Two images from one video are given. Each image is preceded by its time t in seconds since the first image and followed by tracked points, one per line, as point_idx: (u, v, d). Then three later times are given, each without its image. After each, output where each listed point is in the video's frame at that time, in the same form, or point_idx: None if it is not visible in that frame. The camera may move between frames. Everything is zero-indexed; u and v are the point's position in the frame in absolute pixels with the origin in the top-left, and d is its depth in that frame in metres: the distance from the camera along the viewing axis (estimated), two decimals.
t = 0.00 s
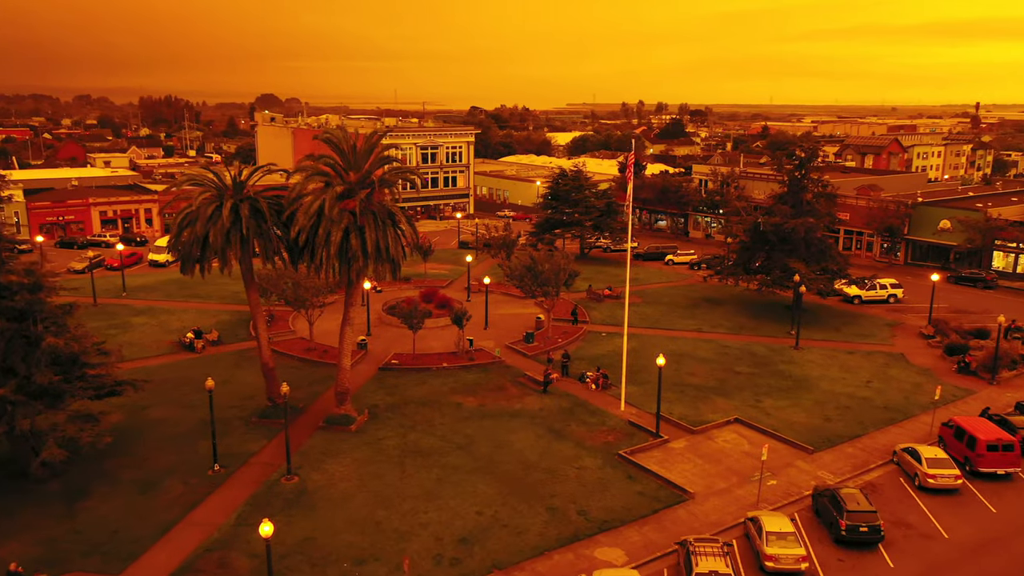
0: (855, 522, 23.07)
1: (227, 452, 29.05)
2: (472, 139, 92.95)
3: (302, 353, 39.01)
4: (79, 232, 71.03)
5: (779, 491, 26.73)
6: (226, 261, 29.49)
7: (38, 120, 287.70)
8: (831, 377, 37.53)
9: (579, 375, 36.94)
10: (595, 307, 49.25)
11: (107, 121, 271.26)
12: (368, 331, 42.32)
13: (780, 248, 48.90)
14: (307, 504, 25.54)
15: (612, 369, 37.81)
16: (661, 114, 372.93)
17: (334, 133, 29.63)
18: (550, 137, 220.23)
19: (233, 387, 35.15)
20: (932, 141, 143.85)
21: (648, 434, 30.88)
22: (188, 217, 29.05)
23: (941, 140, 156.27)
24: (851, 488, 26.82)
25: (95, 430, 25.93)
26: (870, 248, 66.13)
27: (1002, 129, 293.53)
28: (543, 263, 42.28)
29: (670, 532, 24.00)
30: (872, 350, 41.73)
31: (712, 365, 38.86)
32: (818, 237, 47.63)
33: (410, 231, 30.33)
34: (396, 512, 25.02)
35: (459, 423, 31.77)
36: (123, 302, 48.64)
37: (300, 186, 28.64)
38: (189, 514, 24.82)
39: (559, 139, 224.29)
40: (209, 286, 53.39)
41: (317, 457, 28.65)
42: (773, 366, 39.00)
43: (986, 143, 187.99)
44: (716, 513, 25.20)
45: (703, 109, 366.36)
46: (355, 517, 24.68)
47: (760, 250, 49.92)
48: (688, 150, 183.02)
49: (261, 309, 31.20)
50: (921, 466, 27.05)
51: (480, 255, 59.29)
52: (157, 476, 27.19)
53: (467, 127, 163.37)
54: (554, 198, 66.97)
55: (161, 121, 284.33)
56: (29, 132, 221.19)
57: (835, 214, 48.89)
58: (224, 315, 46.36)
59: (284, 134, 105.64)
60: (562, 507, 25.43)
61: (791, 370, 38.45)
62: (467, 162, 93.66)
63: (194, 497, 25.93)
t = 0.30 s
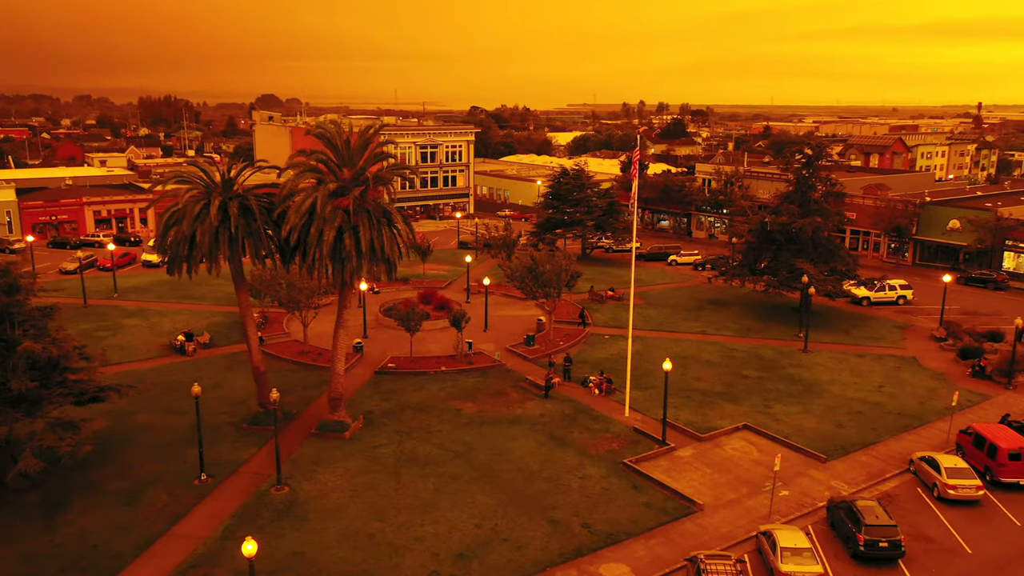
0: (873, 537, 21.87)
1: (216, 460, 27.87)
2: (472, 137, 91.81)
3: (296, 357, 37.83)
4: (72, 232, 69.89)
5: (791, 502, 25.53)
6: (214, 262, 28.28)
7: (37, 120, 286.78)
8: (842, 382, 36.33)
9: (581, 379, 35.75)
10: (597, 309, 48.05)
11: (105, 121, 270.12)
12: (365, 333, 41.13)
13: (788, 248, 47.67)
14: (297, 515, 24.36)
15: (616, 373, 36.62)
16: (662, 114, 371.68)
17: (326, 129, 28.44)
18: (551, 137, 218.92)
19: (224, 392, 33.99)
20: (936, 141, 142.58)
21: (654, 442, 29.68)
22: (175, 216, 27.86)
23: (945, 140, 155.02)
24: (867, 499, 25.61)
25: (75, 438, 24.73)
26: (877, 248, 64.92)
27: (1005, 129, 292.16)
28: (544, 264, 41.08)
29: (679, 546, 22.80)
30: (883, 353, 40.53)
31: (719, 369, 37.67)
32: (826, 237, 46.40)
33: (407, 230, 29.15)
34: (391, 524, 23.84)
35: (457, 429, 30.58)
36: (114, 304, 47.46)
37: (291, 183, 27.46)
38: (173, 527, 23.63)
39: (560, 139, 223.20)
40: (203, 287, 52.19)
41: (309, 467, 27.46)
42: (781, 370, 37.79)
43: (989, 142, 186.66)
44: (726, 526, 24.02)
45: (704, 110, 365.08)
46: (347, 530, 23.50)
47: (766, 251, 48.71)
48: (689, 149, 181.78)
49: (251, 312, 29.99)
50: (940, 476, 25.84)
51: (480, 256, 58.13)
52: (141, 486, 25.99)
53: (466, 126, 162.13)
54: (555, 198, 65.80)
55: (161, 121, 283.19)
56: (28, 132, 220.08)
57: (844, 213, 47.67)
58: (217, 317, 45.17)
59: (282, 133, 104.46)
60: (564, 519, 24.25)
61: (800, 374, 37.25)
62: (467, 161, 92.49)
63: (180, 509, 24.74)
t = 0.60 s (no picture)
0: (894, 554, 20.67)
1: (203, 470, 26.67)
2: (472, 136, 90.66)
3: (290, 361, 36.64)
4: (65, 232, 68.80)
5: (805, 515, 24.33)
6: (201, 262, 27.04)
7: (36, 120, 285.71)
8: (853, 387, 35.13)
9: (584, 384, 34.56)
10: (600, 311, 46.86)
11: (105, 121, 269.17)
12: (361, 336, 39.97)
13: (796, 249, 46.45)
14: (286, 529, 23.16)
15: (620, 377, 35.44)
16: (663, 114, 370.37)
17: (318, 124, 27.26)
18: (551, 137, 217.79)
19: (214, 398, 32.82)
20: (940, 140, 141.26)
21: (660, 450, 28.49)
22: (160, 214, 26.64)
23: (950, 139, 153.73)
24: (885, 512, 24.42)
25: (54, 446, 23.53)
26: (885, 248, 63.72)
27: (1008, 129, 290.71)
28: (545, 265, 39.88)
29: (688, 563, 21.59)
30: (895, 356, 39.33)
31: (726, 373, 36.48)
32: (835, 237, 45.15)
33: (403, 229, 27.95)
34: (385, 539, 22.65)
35: (456, 437, 29.40)
36: (104, 305, 46.28)
37: (282, 180, 26.24)
38: (156, 541, 22.43)
39: (561, 139, 222.09)
40: (196, 289, 51.01)
41: (300, 477, 26.29)
42: (791, 374, 36.60)
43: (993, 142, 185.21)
44: (738, 540, 22.81)
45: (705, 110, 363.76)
46: (339, 545, 22.31)
47: (773, 251, 47.50)
48: (691, 149, 180.44)
49: (241, 315, 28.74)
50: (961, 487, 24.62)
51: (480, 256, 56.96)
52: (124, 497, 24.80)
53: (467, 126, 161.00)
54: (556, 197, 64.64)
55: (161, 121, 282.25)
56: (26, 132, 219.15)
57: (853, 213, 46.43)
58: (209, 319, 43.99)
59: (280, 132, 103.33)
60: (567, 533, 23.05)
61: (810, 378, 36.05)
62: (467, 160, 91.34)
63: (164, 522, 23.55)
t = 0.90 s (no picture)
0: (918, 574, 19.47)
1: (189, 481, 25.47)
2: (472, 135, 89.49)
3: (283, 366, 35.48)
4: (58, 232, 67.67)
5: (821, 530, 23.12)
6: (187, 263, 25.82)
7: (35, 120, 284.81)
8: (866, 393, 33.93)
9: (587, 390, 33.38)
10: (603, 313, 45.67)
11: (104, 120, 268.17)
12: (357, 340, 38.79)
13: (804, 249, 45.21)
14: (274, 545, 21.95)
15: (624, 382, 34.23)
16: (664, 114, 369.15)
17: (310, 119, 25.99)
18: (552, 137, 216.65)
19: (203, 404, 31.62)
20: (945, 140, 139.92)
21: (667, 460, 27.26)
22: (144, 213, 25.40)
23: (955, 139, 152.34)
24: (904, 527, 23.19)
25: (30, 458, 22.29)
26: (892, 249, 62.53)
27: (1011, 130, 289.32)
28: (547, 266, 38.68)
29: None
30: (908, 361, 38.12)
31: (734, 378, 35.28)
32: (845, 237, 43.92)
33: (398, 229, 26.75)
34: (378, 555, 21.44)
35: (454, 445, 28.19)
36: (94, 308, 45.12)
37: (272, 178, 25.02)
38: (135, 558, 21.22)
39: (562, 139, 221.10)
40: (190, 290, 49.84)
41: (290, 489, 25.09)
42: (800, 379, 35.39)
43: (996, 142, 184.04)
44: (750, 557, 21.59)
45: (707, 111, 362.71)
46: (329, 562, 21.10)
47: (781, 251, 46.27)
48: (692, 150, 179.19)
49: (229, 318, 27.55)
50: (984, 501, 23.38)
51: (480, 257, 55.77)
52: (104, 511, 23.59)
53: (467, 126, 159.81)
54: (558, 197, 63.47)
55: (160, 121, 281.08)
56: (25, 132, 218.19)
57: (863, 213, 45.18)
58: (201, 322, 42.81)
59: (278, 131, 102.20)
60: (571, 550, 21.82)
61: (821, 384, 34.84)
62: (468, 159, 90.21)
63: (145, 537, 22.34)
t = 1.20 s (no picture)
0: None
1: (174, 493, 24.27)
2: (473, 134, 88.30)
3: (276, 371, 34.31)
4: (51, 233, 66.52)
5: (838, 546, 21.91)
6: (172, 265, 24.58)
7: (35, 120, 284.09)
8: (880, 399, 32.72)
9: (591, 396, 32.19)
10: (606, 316, 44.48)
11: (104, 121, 267.25)
12: (352, 344, 37.62)
13: (813, 250, 43.99)
14: (261, 562, 20.75)
15: (628, 388, 33.05)
16: (665, 115, 368.01)
17: (301, 113, 24.81)
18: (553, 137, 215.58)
19: (192, 412, 30.44)
20: (950, 140, 138.54)
21: (674, 470, 26.05)
22: (126, 212, 24.18)
23: (959, 139, 151.02)
24: (926, 542, 21.99)
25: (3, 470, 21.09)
26: (901, 250, 61.31)
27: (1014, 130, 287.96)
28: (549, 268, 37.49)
29: None
30: (921, 365, 36.92)
31: (742, 383, 34.08)
32: (855, 238, 42.71)
33: (393, 229, 25.49)
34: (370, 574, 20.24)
35: (452, 455, 27.00)
36: (84, 310, 43.98)
37: (260, 175, 23.81)
38: None
39: (563, 139, 220.16)
40: (183, 292, 48.67)
41: (280, 501, 23.88)
42: (811, 385, 34.18)
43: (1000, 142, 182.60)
44: None
45: (708, 111, 361.52)
46: None
47: (789, 252, 45.04)
48: (694, 150, 178.04)
49: (218, 322, 26.33)
50: (1010, 515, 22.18)
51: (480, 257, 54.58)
52: (84, 525, 22.41)
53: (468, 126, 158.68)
54: (559, 196, 62.32)
55: (159, 121, 280.11)
56: (24, 131, 217.20)
57: (874, 213, 43.97)
58: (193, 325, 41.65)
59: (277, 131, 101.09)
60: (574, 567, 20.61)
61: (832, 389, 33.63)
62: (468, 159, 89.05)
63: (125, 553, 21.15)
